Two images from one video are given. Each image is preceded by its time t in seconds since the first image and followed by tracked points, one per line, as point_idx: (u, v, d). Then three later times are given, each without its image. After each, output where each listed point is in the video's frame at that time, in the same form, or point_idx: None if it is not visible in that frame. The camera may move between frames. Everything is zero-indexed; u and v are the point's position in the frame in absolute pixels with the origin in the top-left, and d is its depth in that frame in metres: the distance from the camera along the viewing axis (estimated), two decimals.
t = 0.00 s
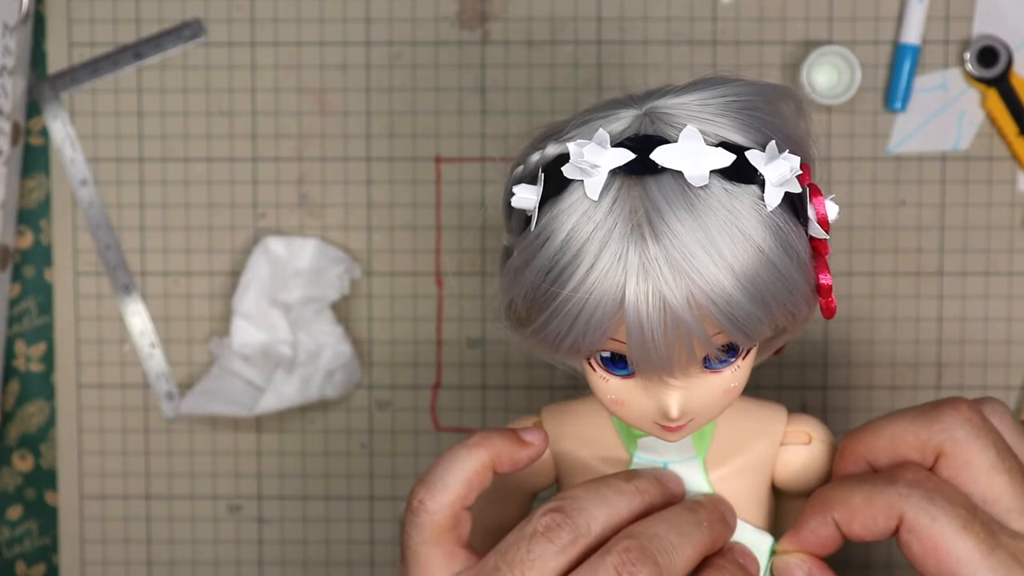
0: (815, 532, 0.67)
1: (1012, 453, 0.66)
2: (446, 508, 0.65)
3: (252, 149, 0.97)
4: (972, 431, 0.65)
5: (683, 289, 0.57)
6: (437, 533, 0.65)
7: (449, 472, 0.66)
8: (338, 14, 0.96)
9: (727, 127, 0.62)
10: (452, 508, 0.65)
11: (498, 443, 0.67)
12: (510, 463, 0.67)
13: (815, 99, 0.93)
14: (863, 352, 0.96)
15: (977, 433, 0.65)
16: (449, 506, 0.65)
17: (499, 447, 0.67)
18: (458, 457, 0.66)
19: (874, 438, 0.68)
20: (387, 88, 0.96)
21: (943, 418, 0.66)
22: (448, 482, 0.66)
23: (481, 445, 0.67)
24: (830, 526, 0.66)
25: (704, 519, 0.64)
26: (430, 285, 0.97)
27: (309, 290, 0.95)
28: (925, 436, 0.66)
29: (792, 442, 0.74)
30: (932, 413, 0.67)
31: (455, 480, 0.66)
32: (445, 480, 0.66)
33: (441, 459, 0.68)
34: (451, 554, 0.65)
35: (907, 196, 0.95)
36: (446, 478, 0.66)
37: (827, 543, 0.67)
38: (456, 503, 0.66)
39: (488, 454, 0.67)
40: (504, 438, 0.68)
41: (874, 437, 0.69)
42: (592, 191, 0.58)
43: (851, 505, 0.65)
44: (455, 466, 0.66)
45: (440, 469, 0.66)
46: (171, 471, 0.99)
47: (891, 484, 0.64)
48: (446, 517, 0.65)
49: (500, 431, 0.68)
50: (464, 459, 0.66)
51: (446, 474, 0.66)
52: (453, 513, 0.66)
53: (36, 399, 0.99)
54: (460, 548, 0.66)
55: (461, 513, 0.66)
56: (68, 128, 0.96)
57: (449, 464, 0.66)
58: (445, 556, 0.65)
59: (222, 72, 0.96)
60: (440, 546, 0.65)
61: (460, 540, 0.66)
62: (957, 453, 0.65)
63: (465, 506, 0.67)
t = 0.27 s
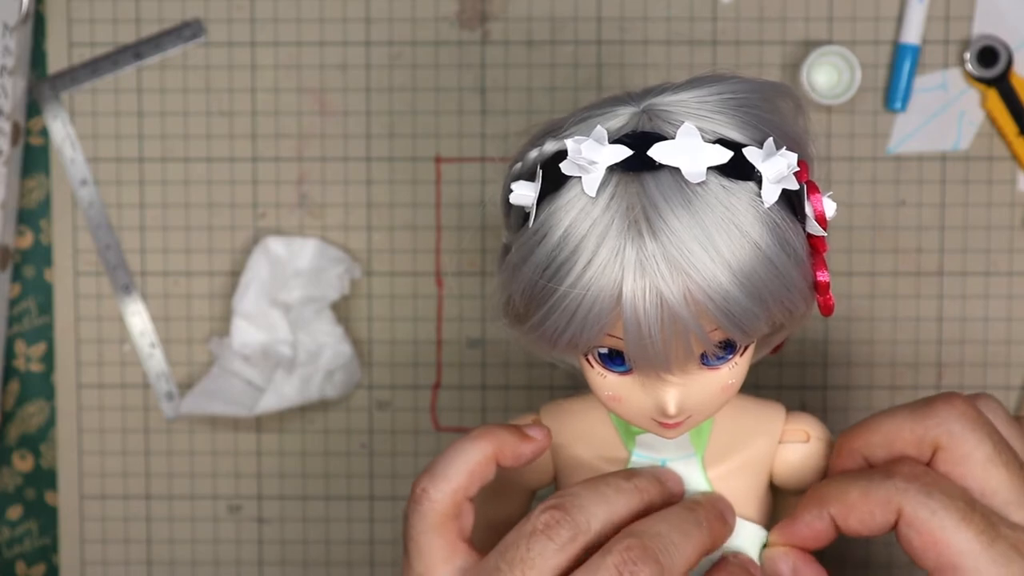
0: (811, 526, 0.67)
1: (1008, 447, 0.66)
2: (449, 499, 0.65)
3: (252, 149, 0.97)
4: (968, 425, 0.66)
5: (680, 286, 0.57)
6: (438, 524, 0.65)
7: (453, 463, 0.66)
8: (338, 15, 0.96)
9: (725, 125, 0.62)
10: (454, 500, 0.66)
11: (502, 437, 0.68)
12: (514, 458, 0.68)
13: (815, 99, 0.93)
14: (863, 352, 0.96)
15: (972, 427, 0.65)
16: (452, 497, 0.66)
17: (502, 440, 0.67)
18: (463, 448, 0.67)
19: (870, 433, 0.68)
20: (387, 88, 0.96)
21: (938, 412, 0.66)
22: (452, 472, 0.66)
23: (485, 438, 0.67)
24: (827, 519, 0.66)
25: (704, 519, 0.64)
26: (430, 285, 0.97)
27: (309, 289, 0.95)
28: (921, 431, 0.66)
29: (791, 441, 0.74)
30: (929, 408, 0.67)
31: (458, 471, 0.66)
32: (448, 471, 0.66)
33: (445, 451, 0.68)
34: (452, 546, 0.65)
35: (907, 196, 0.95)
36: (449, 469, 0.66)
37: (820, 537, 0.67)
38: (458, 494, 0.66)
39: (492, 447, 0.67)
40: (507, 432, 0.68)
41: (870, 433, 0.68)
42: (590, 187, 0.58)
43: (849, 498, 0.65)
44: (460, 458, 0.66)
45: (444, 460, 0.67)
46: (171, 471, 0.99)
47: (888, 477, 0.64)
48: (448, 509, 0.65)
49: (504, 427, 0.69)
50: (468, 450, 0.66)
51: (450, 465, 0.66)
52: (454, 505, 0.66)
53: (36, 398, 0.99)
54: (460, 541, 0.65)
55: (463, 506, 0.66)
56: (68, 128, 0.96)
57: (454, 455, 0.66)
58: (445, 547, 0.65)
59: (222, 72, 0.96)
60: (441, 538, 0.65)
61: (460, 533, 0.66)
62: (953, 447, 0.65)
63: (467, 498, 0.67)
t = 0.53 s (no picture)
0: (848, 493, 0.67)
1: None
2: (446, 509, 0.63)
3: (252, 149, 0.97)
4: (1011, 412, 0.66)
5: (678, 289, 0.58)
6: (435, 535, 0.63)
7: (448, 472, 0.64)
8: (338, 15, 0.96)
9: (724, 127, 0.62)
10: (451, 510, 0.64)
11: (495, 446, 0.67)
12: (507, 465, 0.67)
13: (815, 99, 0.93)
14: (863, 352, 0.96)
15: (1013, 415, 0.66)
16: (449, 507, 0.64)
17: (495, 449, 0.67)
18: (459, 456, 0.65)
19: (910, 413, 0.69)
20: (387, 88, 0.96)
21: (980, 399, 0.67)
22: (449, 481, 0.64)
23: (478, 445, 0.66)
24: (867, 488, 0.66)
25: (711, 526, 0.64)
26: (430, 285, 0.97)
27: (308, 290, 0.95)
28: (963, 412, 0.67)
29: (790, 443, 0.74)
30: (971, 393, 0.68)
31: (455, 480, 0.64)
32: (444, 481, 0.64)
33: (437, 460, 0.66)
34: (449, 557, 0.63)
35: (907, 196, 0.95)
36: (444, 478, 0.64)
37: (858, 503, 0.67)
38: (455, 504, 0.64)
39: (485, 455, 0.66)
40: (500, 440, 0.68)
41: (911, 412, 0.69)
42: (588, 190, 0.58)
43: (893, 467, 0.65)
44: (456, 466, 0.64)
45: (438, 469, 0.65)
46: (171, 471, 0.99)
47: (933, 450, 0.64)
48: (445, 520, 0.63)
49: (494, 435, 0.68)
50: (463, 458, 0.65)
51: (446, 474, 0.64)
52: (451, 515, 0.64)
53: (36, 398, 0.99)
54: (457, 551, 0.64)
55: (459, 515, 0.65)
56: (68, 128, 0.96)
57: (449, 464, 0.65)
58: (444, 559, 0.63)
59: (222, 72, 0.96)
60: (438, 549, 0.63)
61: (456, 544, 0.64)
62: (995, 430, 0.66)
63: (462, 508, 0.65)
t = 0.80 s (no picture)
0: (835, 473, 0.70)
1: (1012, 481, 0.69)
2: (451, 521, 0.64)
3: (252, 149, 0.97)
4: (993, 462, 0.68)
5: (670, 285, 0.57)
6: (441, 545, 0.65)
7: (453, 484, 0.65)
8: (339, 15, 0.96)
9: (719, 124, 0.62)
10: (456, 521, 0.65)
11: (501, 455, 0.67)
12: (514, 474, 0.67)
13: (815, 99, 0.93)
14: (863, 352, 0.96)
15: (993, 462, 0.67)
16: (454, 519, 0.65)
17: (501, 459, 0.67)
18: (463, 469, 0.65)
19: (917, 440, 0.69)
20: (387, 88, 0.96)
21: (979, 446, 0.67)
22: (453, 495, 0.65)
23: (484, 455, 0.66)
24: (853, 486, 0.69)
25: (709, 527, 0.64)
26: (430, 285, 0.97)
27: (309, 290, 0.95)
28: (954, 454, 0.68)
29: (785, 441, 0.74)
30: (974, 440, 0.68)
31: (460, 493, 0.65)
32: (449, 493, 0.65)
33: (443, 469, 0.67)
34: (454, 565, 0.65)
35: (907, 196, 0.95)
36: (449, 490, 0.65)
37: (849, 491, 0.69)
38: (460, 515, 0.65)
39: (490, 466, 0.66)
40: (506, 448, 0.67)
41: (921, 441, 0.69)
42: (581, 186, 0.58)
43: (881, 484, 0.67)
44: (461, 479, 0.65)
45: (443, 482, 0.65)
46: (171, 471, 0.99)
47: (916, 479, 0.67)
48: (450, 530, 0.65)
49: (501, 443, 0.68)
50: (468, 470, 0.65)
51: (451, 487, 0.65)
52: (456, 526, 0.65)
53: (36, 398, 0.99)
54: (462, 560, 0.65)
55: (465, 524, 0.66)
56: (68, 128, 0.96)
57: (454, 476, 0.65)
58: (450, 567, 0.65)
59: (222, 72, 0.96)
60: (444, 558, 0.65)
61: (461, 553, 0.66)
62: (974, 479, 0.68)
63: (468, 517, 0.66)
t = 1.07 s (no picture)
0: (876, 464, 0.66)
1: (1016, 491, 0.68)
2: (436, 523, 0.63)
3: (252, 149, 0.97)
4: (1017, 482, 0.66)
5: (679, 287, 0.57)
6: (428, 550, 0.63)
7: (437, 487, 0.64)
8: (339, 15, 0.96)
9: (724, 126, 0.62)
10: (442, 524, 0.63)
11: (486, 458, 0.66)
12: (500, 477, 0.66)
13: (815, 99, 0.93)
14: (863, 352, 0.96)
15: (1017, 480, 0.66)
16: (439, 521, 0.63)
17: (486, 461, 0.66)
18: (447, 471, 0.64)
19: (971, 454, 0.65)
20: (387, 88, 0.96)
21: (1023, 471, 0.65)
22: (437, 497, 0.63)
23: (468, 459, 0.65)
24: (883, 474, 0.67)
25: (696, 531, 0.64)
26: (430, 285, 0.97)
27: (309, 290, 0.95)
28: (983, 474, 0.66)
29: (790, 442, 0.74)
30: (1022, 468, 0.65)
31: (443, 494, 0.63)
32: (433, 496, 0.64)
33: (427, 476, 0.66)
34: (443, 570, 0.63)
35: (907, 196, 0.95)
36: (432, 494, 0.64)
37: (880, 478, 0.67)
38: (446, 517, 0.63)
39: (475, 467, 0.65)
40: (491, 452, 0.67)
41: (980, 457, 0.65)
42: (588, 188, 0.58)
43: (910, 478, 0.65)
44: (445, 482, 0.64)
45: (426, 486, 0.64)
46: (171, 471, 0.99)
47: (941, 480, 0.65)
48: (436, 534, 0.63)
49: (485, 448, 0.67)
50: (452, 473, 0.64)
51: (434, 490, 0.64)
52: (442, 528, 0.63)
53: (36, 398, 0.99)
54: (450, 564, 0.63)
55: (450, 528, 0.64)
56: (68, 128, 0.96)
57: (437, 478, 0.64)
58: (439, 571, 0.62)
59: (222, 72, 0.96)
60: (431, 563, 0.62)
61: (450, 556, 0.63)
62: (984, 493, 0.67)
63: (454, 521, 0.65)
